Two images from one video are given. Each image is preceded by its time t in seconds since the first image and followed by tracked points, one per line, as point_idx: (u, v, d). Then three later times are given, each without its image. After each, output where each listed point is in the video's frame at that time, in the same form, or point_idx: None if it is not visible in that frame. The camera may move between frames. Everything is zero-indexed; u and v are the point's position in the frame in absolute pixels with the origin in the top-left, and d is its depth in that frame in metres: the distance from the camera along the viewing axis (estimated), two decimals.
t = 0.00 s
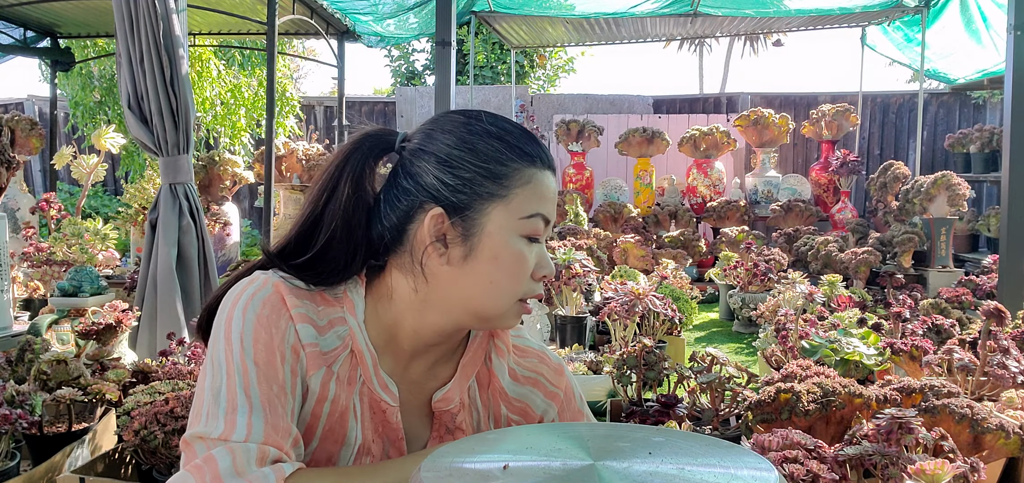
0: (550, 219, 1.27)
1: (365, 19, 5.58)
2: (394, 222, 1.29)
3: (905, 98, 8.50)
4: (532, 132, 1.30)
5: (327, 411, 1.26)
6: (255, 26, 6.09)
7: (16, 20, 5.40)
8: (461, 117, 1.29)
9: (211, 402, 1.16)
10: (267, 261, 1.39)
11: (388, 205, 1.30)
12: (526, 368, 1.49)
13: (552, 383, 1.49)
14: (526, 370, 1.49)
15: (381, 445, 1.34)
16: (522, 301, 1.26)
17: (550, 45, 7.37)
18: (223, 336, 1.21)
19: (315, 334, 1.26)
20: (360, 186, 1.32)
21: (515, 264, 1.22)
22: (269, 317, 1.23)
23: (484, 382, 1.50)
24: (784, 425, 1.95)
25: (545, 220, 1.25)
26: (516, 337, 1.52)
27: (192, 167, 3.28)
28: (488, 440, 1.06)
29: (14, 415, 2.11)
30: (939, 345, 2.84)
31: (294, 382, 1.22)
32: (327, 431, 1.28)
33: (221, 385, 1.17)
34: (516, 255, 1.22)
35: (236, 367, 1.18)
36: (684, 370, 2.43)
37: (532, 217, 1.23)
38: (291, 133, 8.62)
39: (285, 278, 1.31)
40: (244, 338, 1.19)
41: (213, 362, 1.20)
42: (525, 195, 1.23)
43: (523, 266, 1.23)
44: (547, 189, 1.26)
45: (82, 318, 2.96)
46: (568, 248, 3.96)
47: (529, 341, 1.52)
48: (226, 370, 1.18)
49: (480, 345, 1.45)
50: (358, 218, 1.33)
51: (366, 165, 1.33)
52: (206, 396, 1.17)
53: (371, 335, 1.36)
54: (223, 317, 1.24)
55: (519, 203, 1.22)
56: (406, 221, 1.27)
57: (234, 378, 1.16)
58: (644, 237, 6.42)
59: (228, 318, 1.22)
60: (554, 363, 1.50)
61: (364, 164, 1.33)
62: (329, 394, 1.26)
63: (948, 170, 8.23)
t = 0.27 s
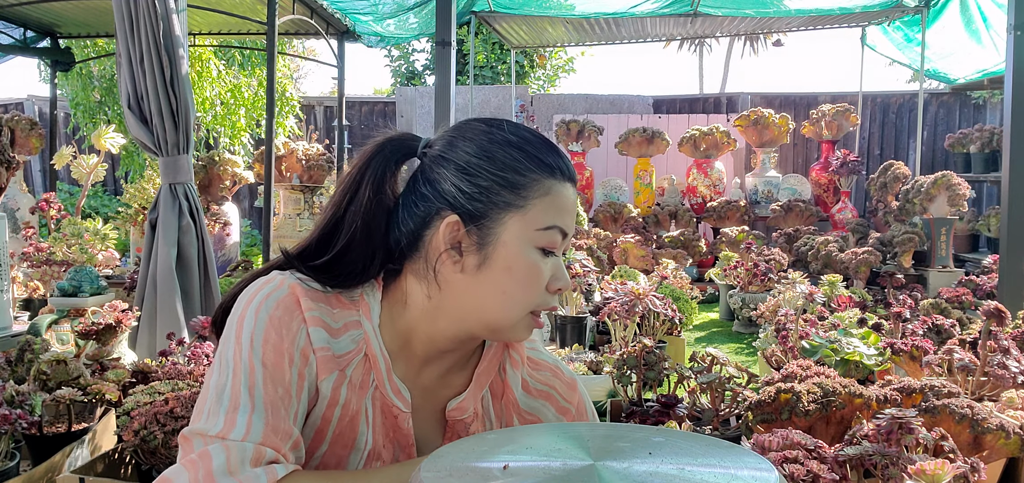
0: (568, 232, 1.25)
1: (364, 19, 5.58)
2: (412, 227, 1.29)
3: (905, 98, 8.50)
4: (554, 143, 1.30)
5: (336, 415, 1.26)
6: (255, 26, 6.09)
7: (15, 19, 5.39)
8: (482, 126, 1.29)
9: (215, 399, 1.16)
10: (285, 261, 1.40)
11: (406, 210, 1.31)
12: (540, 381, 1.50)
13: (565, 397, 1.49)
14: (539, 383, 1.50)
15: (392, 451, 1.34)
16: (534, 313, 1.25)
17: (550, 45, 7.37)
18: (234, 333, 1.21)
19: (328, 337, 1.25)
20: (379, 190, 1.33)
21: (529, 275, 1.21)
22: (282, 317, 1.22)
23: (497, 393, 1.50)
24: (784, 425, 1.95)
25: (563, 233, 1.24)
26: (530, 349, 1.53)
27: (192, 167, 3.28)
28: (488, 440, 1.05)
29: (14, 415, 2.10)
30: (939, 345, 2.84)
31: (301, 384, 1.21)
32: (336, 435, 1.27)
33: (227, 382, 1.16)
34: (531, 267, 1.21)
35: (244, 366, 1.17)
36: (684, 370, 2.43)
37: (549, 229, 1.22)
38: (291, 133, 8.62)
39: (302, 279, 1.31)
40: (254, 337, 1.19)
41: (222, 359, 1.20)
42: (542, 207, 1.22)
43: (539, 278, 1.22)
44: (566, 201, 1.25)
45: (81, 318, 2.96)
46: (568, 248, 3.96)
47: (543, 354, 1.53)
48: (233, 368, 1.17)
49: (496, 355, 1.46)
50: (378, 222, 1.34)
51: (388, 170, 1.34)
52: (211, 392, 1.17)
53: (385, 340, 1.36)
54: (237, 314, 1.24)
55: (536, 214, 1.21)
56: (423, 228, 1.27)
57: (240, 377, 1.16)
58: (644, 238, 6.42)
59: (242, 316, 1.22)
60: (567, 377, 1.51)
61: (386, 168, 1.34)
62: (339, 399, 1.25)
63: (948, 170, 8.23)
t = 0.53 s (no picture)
0: (575, 238, 1.24)
1: (364, 19, 5.57)
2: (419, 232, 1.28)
3: (905, 97, 8.50)
4: (562, 148, 1.28)
5: (335, 419, 1.26)
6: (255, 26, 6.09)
7: (15, 19, 5.39)
8: (489, 131, 1.28)
9: (212, 398, 1.15)
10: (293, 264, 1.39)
11: (414, 215, 1.30)
12: (548, 396, 1.49)
13: (572, 412, 1.49)
14: (546, 398, 1.49)
15: (391, 456, 1.33)
16: (539, 320, 1.24)
17: (551, 45, 7.36)
18: (237, 333, 1.20)
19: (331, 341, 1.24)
20: (388, 195, 1.32)
21: (532, 279, 1.20)
22: (285, 320, 1.22)
23: (502, 404, 1.50)
24: (784, 425, 1.94)
25: (570, 240, 1.23)
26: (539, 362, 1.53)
27: (191, 168, 3.28)
28: (488, 440, 1.05)
29: (14, 415, 2.10)
30: (940, 345, 2.84)
31: (300, 387, 1.20)
32: (335, 439, 1.27)
33: (225, 382, 1.16)
34: (534, 272, 1.20)
35: (243, 366, 1.16)
36: (684, 370, 2.43)
37: (555, 233, 1.21)
38: (291, 133, 8.62)
39: (310, 282, 1.30)
40: (255, 338, 1.18)
41: (224, 358, 1.20)
42: (547, 211, 1.20)
43: (543, 285, 1.20)
44: (573, 207, 1.24)
45: (81, 318, 2.96)
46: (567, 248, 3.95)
47: (552, 368, 1.53)
48: (232, 369, 1.16)
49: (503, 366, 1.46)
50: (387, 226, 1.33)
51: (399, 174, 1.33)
52: (209, 391, 1.16)
53: (390, 345, 1.35)
54: (242, 314, 1.24)
55: (541, 218, 1.20)
56: (429, 232, 1.27)
57: (238, 378, 1.15)
58: (644, 238, 6.41)
59: (246, 317, 1.22)
60: (575, 394, 1.50)
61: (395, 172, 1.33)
62: (339, 403, 1.25)
63: (948, 170, 8.22)
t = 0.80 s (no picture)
0: (565, 218, 1.18)
1: (364, 19, 5.58)
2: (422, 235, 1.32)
3: (905, 97, 8.50)
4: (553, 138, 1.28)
5: (343, 422, 1.26)
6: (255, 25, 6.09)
7: (15, 19, 5.40)
8: (478, 128, 1.31)
9: (221, 396, 1.15)
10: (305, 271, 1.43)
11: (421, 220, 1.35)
12: (557, 407, 1.51)
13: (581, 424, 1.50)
14: (556, 408, 1.50)
15: (399, 460, 1.33)
16: (528, 302, 1.17)
17: (550, 45, 7.36)
18: (250, 333, 1.20)
19: (342, 345, 1.24)
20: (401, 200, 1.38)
21: (512, 257, 1.16)
22: (299, 321, 1.22)
23: (513, 413, 1.48)
24: (784, 425, 1.94)
25: (556, 217, 1.17)
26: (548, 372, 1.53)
27: (191, 168, 3.28)
28: (488, 440, 1.05)
29: (14, 415, 2.10)
30: (940, 345, 2.84)
31: (310, 391, 1.20)
32: (343, 442, 1.29)
33: (235, 381, 1.16)
34: (515, 251, 1.16)
35: (254, 366, 1.16)
36: (684, 370, 2.43)
37: (532, 210, 1.17)
38: (291, 133, 8.63)
39: (326, 285, 1.30)
40: (267, 338, 1.18)
41: (235, 357, 1.20)
42: (525, 188, 1.18)
43: (527, 262, 1.15)
44: (561, 187, 1.20)
45: (81, 318, 2.96)
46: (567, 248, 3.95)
47: (562, 380, 1.53)
48: (242, 369, 1.16)
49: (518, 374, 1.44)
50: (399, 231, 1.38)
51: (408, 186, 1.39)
52: (217, 389, 1.16)
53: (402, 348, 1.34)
54: (256, 313, 1.24)
55: (518, 195, 1.18)
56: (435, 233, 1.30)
57: (248, 378, 1.15)
58: (644, 237, 6.41)
59: (259, 316, 1.22)
60: (585, 406, 1.52)
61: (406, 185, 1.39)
62: (347, 406, 1.25)
63: (948, 169, 8.22)
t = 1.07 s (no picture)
0: (518, 188, 1.19)
1: (364, 19, 5.58)
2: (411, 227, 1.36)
3: (905, 98, 8.50)
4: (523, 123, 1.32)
5: (344, 415, 1.26)
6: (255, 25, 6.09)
7: (15, 19, 5.40)
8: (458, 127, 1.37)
9: (225, 394, 1.15)
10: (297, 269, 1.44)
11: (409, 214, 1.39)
12: (556, 400, 1.51)
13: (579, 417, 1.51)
14: (554, 402, 1.50)
15: (400, 452, 1.32)
16: (479, 270, 1.16)
17: (551, 45, 7.36)
18: (250, 330, 1.20)
19: (341, 337, 1.24)
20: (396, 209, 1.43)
21: (466, 228, 1.17)
22: (298, 315, 1.21)
23: (512, 404, 1.48)
24: (784, 425, 1.94)
25: (508, 186, 1.19)
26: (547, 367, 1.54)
27: (191, 168, 3.28)
28: (488, 440, 1.05)
29: (14, 415, 2.10)
30: (940, 345, 2.84)
31: (311, 385, 1.20)
32: (344, 436, 1.28)
33: (237, 377, 1.15)
34: (467, 221, 1.17)
35: (255, 362, 1.16)
36: (684, 370, 2.43)
37: (483, 179, 1.20)
38: (291, 133, 8.63)
39: (328, 280, 1.28)
40: (267, 334, 1.18)
41: (236, 355, 1.19)
42: (479, 164, 1.22)
43: (478, 228, 1.16)
44: (519, 160, 1.22)
45: (81, 318, 2.96)
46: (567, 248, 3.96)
47: (560, 374, 1.54)
48: (244, 365, 1.16)
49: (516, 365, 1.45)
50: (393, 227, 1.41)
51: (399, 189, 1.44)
52: (220, 387, 1.16)
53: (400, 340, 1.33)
54: (254, 310, 1.23)
55: (471, 171, 1.21)
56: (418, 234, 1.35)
57: (250, 374, 1.15)
58: (644, 237, 6.41)
59: (258, 313, 1.21)
60: (583, 401, 1.53)
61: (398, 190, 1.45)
62: (348, 400, 1.25)
63: (948, 170, 8.22)
